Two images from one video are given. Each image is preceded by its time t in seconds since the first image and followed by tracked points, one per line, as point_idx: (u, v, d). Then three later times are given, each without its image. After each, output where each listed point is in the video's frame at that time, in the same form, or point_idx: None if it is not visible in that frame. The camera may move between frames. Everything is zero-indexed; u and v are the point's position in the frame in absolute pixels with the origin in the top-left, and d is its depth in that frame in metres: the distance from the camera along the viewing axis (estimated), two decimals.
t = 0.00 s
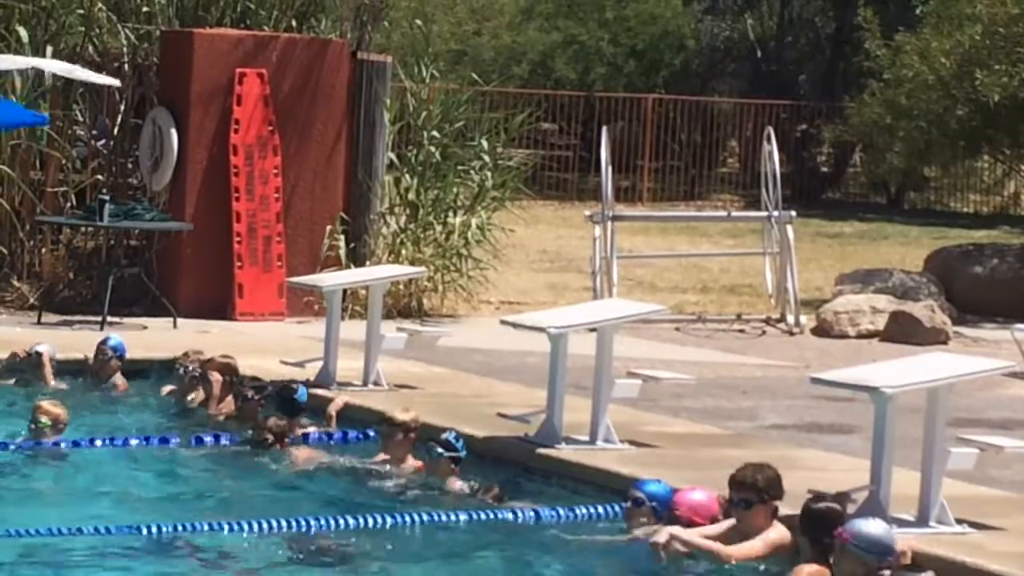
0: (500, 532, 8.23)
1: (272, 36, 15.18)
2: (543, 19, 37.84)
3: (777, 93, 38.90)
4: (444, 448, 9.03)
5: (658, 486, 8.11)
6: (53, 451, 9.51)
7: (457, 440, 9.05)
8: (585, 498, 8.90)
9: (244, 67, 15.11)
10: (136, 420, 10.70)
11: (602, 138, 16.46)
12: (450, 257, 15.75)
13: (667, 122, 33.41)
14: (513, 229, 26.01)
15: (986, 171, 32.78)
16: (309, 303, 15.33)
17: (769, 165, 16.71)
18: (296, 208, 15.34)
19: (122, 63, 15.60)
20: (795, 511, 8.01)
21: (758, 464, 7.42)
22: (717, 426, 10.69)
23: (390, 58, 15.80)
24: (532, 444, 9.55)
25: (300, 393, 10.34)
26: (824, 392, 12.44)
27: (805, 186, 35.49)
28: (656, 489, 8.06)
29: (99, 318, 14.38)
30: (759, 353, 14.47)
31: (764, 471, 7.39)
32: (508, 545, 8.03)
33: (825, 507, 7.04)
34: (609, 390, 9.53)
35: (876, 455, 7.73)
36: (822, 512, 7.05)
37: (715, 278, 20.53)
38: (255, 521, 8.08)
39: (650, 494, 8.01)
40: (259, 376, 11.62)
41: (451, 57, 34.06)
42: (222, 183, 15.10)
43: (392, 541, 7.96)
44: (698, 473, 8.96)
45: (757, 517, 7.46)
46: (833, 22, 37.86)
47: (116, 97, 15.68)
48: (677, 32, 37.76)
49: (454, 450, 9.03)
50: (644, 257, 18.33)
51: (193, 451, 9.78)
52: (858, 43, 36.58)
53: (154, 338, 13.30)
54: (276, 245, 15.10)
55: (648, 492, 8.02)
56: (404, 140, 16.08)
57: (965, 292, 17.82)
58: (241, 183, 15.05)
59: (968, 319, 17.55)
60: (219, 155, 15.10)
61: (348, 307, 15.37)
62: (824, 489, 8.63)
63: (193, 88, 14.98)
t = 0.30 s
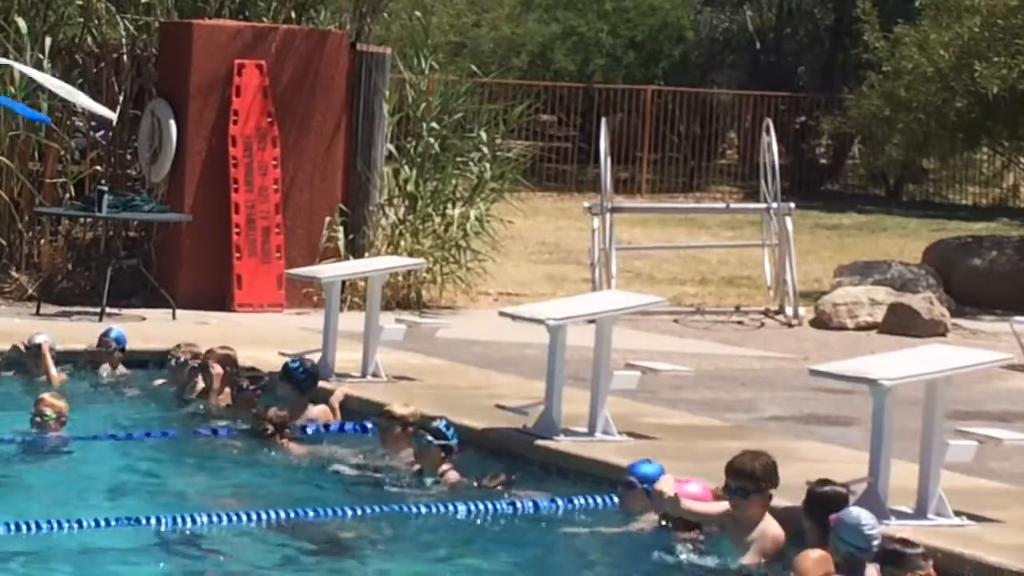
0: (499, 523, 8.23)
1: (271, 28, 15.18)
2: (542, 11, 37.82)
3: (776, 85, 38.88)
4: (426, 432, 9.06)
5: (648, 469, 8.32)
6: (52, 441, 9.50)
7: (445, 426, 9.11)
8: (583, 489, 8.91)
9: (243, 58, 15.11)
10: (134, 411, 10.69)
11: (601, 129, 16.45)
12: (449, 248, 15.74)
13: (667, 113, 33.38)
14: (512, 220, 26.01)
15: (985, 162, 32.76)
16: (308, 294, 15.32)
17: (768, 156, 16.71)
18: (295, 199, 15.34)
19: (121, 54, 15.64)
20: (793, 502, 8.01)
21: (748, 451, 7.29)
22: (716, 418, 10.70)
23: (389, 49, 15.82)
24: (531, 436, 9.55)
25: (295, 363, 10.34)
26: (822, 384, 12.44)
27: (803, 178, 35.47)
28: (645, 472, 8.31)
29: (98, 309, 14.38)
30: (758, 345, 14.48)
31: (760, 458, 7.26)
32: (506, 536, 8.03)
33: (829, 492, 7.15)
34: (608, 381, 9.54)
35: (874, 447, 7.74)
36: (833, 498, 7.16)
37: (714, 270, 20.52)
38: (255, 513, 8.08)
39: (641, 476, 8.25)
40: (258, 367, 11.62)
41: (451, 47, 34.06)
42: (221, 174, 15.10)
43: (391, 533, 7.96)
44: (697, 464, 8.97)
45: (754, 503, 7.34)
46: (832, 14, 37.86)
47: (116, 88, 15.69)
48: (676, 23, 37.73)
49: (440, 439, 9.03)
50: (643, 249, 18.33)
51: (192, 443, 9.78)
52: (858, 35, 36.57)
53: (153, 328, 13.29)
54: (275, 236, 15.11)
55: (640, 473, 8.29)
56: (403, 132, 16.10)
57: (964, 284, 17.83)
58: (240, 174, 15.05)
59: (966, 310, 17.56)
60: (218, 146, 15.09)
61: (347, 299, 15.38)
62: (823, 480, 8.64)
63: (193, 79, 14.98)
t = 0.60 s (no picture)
0: (492, 521, 8.24)
1: (265, 24, 15.19)
2: (536, 7, 37.83)
3: (770, 82, 38.89)
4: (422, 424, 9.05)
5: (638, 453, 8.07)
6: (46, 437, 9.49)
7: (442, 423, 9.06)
8: (577, 486, 8.92)
9: (237, 54, 15.11)
10: (127, 408, 10.68)
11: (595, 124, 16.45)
12: (443, 245, 15.71)
13: (661, 109, 33.38)
14: (505, 217, 26.00)
15: (979, 160, 32.76)
16: (301, 290, 15.32)
17: (762, 155, 16.71)
18: (288, 195, 15.34)
19: (114, 50, 15.66)
20: (786, 500, 8.02)
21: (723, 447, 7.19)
22: (709, 414, 10.70)
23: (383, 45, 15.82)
24: (524, 433, 9.56)
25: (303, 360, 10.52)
26: (815, 381, 12.45)
27: (797, 175, 35.46)
28: (636, 453, 8.07)
29: (92, 305, 14.37)
30: (752, 341, 14.48)
31: (740, 454, 7.17)
32: (500, 532, 8.03)
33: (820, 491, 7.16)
34: (601, 377, 9.54)
35: (868, 444, 7.74)
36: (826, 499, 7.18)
37: (707, 266, 20.53)
38: (247, 509, 8.08)
39: (631, 461, 8.01)
40: (251, 364, 11.61)
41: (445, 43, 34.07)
42: (214, 170, 15.09)
43: (385, 531, 7.96)
44: (690, 461, 8.97)
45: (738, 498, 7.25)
46: (827, 10, 37.87)
47: (109, 84, 15.66)
48: (671, 20, 37.72)
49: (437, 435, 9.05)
50: (636, 246, 18.34)
51: (186, 439, 9.77)
52: (852, 31, 36.58)
53: (148, 325, 13.29)
54: (268, 233, 15.12)
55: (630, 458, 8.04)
56: (397, 128, 16.05)
57: (957, 281, 17.83)
58: (234, 171, 15.02)
59: (960, 308, 17.56)
60: (212, 142, 15.08)
61: (340, 295, 15.37)
62: (815, 477, 8.65)
63: (186, 75, 14.97)
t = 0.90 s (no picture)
0: (478, 521, 8.23)
1: (250, 24, 15.19)
2: (523, 7, 37.84)
3: (757, 83, 38.88)
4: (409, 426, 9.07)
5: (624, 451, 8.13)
6: (31, 439, 9.49)
7: (431, 431, 9.07)
8: (562, 487, 8.92)
9: (223, 55, 15.11)
10: (112, 409, 10.67)
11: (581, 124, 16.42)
12: (429, 245, 15.70)
13: (647, 110, 33.41)
14: (492, 218, 26.01)
15: (965, 160, 32.77)
16: (288, 291, 15.30)
17: (749, 156, 16.71)
18: (274, 195, 15.32)
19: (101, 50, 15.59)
20: (772, 501, 8.02)
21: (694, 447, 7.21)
22: (695, 415, 10.70)
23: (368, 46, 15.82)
24: (510, 433, 9.55)
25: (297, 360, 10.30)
26: (801, 381, 12.46)
27: (784, 176, 35.46)
28: (622, 449, 8.14)
29: (77, 305, 14.36)
30: (738, 342, 14.48)
31: (712, 454, 7.18)
32: (483, 533, 8.04)
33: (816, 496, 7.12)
34: (587, 377, 9.54)
35: (854, 444, 7.74)
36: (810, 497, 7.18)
37: (694, 267, 20.54)
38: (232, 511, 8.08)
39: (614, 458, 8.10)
40: (237, 364, 11.61)
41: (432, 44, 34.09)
42: (200, 170, 15.09)
43: (371, 533, 7.96)
44: (676, 462, 8.97)
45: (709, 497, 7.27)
46: (814, 11, 37.87)
47: (95, 84, 15.70)
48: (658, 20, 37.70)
49: (426, 442, 9.06)
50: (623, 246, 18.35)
51: (171, 441, 9.76)
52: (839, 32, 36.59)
53: (133, 325, 13.28)
54: (254, 233, 15.10)
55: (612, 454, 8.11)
56: (384, 128, 16.02)
57: (944, 281, 17.83)
58: (220, 171, 15.03)
59: (946, 309, 17.57)
60: (198, 142, 15.07)
61: (326, 296, 15.36)
62: (802, 478, 8.65)
63: (172, 76, 14.96)
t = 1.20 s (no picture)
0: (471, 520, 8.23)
1: (241, 23, 15.18)
2: (513, 7, 37.86)
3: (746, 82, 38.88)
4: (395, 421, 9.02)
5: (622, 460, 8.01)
6: (20, 437, 9.47)
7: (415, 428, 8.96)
8: (553, 486, 8.92)
9: (214, 54, 15.10)
10: (101, 409, 10.66)
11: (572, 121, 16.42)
12: (419, 244, 15.73)
13: (637, 109, 33.44)
14: (482, 217, 26.00)
15: (956, 159, 32.79)
16: (279, 290, 15.30)
17: (739, 155, 16.72)
18: (264, 194, 15.31)
19: (91, 49, 15.65)
20: (763, 500, 8.03)
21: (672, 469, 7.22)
22: (685, 414, 10.71)
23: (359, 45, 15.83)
24: (500, 432, 9.55)
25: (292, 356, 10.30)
26: (791, 380, 12.47)
27: (774, 175, 35.49)
28: (618, 454, 8.02)
29: (68, 304, 14.35)
30: (729, 341, 14.49)
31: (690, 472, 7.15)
32: (473, 532, 8.04)
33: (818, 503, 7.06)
34: (577, 376, 9.55)
35: (845, 442, 7.74)
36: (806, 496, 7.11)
37: (685, 266, 20.56)
38: (222, 509, 8.07)
39: (609, 463, 7.98)
40: (228, 363, 11.60)
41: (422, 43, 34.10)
42: (190, 169, 15.09)
43: (362, 531, 7.95)
44: (667, 461, 8.98)
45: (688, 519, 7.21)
46: (804, 10, 37.89)
47: (86, 83, 15.69)
48: (649, 19, 37.68)
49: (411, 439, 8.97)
50: (613, 245, 18.36)
51: (162, 442, 9.74)
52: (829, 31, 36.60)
53: (124, 324, 13.28)
54: (245, 232, 15.10)
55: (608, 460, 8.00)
56: (375, 127, 16.03)
57: (934, 280, 17.85)
58: (211, 170, 15.03)
59: (936, 308, 17.58)
60: (189, 142, 15.07)
61: (317, 295, 15.36)
62: (793, 477, 8.66)
63: (163, 75, 14.95)
